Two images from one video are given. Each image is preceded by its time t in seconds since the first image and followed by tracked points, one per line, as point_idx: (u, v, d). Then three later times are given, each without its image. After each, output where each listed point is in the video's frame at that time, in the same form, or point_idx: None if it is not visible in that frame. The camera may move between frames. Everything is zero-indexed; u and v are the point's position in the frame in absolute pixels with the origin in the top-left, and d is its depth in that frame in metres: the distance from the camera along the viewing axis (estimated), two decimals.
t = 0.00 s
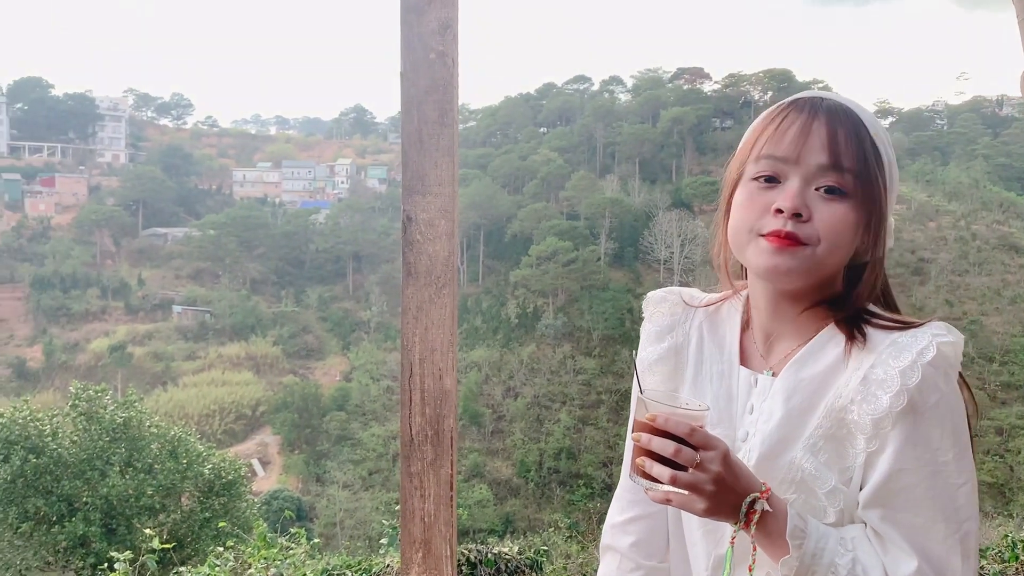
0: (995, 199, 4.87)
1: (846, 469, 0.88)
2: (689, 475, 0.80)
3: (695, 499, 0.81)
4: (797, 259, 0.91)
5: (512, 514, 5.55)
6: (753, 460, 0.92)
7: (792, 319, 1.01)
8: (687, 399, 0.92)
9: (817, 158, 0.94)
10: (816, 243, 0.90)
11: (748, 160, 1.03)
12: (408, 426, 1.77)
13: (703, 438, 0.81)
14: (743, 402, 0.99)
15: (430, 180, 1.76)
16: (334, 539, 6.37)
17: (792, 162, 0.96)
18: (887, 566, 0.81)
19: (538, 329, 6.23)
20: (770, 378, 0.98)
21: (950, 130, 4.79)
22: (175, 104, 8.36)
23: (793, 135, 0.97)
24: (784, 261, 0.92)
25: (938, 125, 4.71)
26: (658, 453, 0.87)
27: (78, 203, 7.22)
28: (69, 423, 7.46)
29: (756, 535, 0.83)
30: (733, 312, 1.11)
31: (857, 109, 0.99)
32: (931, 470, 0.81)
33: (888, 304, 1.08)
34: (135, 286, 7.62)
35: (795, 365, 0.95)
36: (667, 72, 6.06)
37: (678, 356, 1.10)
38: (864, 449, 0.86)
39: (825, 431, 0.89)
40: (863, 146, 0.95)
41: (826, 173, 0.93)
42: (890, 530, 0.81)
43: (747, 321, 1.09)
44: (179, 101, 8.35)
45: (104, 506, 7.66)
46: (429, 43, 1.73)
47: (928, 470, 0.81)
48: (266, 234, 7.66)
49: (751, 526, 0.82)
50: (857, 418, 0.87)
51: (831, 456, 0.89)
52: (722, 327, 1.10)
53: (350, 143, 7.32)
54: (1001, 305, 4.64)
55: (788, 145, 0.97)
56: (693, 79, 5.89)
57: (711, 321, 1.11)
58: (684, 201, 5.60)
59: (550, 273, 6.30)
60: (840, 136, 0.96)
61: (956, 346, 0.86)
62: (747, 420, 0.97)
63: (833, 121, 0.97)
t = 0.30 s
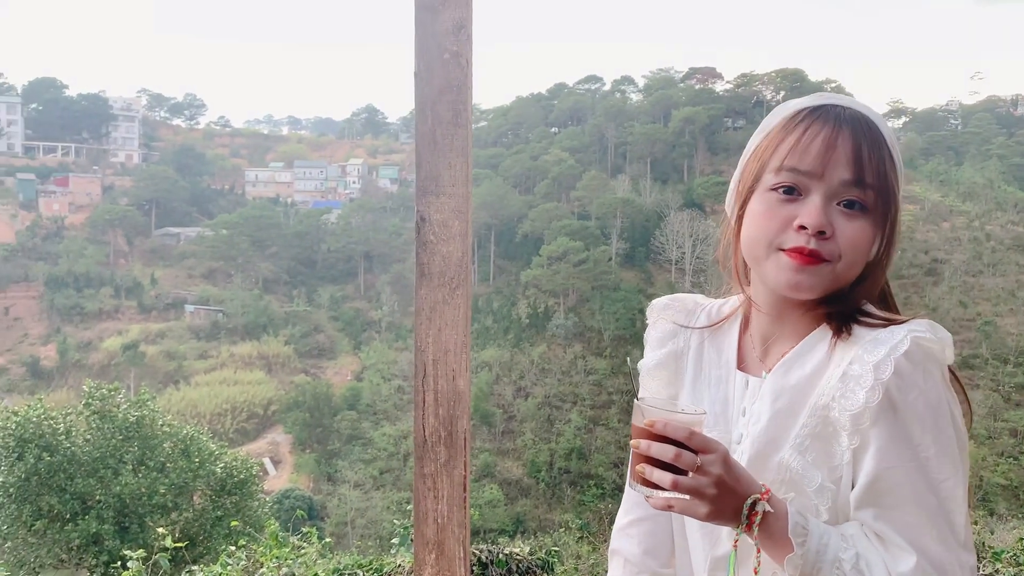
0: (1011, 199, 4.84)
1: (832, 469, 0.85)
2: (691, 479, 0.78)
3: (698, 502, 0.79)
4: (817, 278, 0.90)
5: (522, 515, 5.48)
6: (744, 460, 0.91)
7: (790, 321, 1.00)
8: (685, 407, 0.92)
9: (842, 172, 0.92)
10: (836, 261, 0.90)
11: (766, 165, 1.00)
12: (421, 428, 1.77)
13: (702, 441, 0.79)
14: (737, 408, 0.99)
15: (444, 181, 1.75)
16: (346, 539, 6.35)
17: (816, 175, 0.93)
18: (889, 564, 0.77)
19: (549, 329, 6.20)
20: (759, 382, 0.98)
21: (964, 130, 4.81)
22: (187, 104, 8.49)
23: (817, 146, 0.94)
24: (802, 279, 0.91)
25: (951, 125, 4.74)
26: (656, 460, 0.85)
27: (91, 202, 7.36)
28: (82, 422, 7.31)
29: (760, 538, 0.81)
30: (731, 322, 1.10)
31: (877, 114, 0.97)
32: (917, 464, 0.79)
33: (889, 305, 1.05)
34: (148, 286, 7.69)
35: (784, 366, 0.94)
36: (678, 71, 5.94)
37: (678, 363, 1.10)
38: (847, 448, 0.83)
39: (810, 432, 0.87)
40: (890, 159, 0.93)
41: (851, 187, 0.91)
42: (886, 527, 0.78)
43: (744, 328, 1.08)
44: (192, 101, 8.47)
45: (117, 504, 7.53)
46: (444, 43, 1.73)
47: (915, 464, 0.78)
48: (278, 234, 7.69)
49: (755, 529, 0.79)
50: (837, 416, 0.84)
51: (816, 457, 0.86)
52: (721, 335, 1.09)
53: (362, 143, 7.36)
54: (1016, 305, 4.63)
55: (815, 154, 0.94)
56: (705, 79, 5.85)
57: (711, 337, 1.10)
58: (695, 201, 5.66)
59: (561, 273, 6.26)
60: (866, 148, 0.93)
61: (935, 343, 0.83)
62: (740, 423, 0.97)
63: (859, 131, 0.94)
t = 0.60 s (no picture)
0: None
1: (829, 473, 0.85)
2: (696, 487, 0.79)
3: (701, 511, 0.79)
4: (830, 291, 0.90)
5: (533, 516, 5.50)
6: (747, 463, 0.92)
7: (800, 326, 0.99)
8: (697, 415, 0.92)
9: (856, 184, 0.91)
10: (851, 273, 0.90)
11: (777, 176, 0.99)
12: (434, 429, 1.76)
13: (708, 448, 0.79)
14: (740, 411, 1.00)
15: (457, 182, 1.75)
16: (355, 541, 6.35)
17: (828, 187, 0.92)
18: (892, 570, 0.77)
19: (559, 329, 6.26)
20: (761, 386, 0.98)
21: (978, 130, 4.79)
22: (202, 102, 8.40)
23: (831, 158, 0.93)
24: (816, 290, 0.91)
25: (965, 125, 4.71)
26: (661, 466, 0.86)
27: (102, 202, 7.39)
28: (94, 422, 7.71)
29: (762, 545, 0.81)
30: (742, 328, 1.09)
31: (886, 122, 0.96)
32: (916, 470, 0.78)
33: (899, 308, 1.03)
34: (158, 286, 7.75)
35: (786, 371, 0.94)
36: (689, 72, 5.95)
37: (688, 367, 1.10)
38: (847, 453, 0.83)
39: (809, 437, 0.87)
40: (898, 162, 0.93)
41: (863, 199, 0.90)
42: (887, 533, 0.78)
43: (754, 331, 1.07)
44: (203, 102, 8.39)
45: (129, 503, 7.97)
46: (457, 44, 1.72)
47: (913, 470, 0.78)
48: (288, 234, 7.61)
49: (758, 536, 0.80)
50: (835, 421, 0.84)
51: (815, 461, 0.86)
52: (731, 340, 1.08)
53: (372, 143, 7.15)
54: None
55: (827, 167, 0.93)
56: (717, 79, 5.87)
57: (721, 342, 1.09)
58: (707, 202, 5.60)
59: (571, 274, 6.23)
60: (879, 158, 0.92)
61: (931, 349, 0.83)
62: (744, 427, 0.97)
63: (871, 142, 0.93)
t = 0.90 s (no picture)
0: None
1: (846, 477, 0.76)
2: (712, 490, 0.71)
3: (718, 514, 0.71)
4: (846, 302, 0.83)
5: (544, 517, 5.65)
6: (761, 466, 0.85)
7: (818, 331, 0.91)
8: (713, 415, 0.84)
9: (872, 186, 0.83)
10: (868, 280, 0.82)
11: (790, 182, 0.92)
12: (448, 432, 1.76)
13: (724, 452, 0.71)
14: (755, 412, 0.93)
15: (471, 184, 1.74)
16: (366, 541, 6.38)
17: (842, 192, 0.85)
18: None
19: (570, 330, 6.25)
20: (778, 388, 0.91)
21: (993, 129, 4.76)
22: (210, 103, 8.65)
23: (845, 162, 0.85)
24: (832, 302, 0.84)
25: (978, 125, 4.69)
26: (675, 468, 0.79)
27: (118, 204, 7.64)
28: (105, 421, 7.30)
29: (778, 550, 0.73)
30: (759, 331, 1.01)
31: (906, 120, 0.88)
32: (933, 475, 0.70)
33: (921, 313, 0.95)
34: (171, 286, 8.04)
35: (803, 375, 0.85)
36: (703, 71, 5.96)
37: (704, 373, 1.03)
38: (863, 456, 0.74)
39: (824, 440, 0.79)
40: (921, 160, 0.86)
41: (881, 203, 0.83)
42: (904, 541, 0.70)
43: (770, 334, 1.00)
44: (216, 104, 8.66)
45: (141, 504, 7.52)
46: (470, 46, 1.71)
47: (934, 478, 0.70)
48: (300, 235, 7.77)
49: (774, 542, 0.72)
50: (852, 424, 0.76)
51: (832, 464, 0.77)
52: (748, 343, 1.01)
53: (383, 143, 7.31)
54: None
55: (842, 172, 0.85)
56: (728, 79, 5.82)
57: (738, 347, 1.02)
58: (718, 202, 5.53)
59: (582, 274, 6.27)
60: (897, 159, 0.84)
61: (957, 355, 0.74)
62: (759, 430, 0.90)
63: (889, 142, 0.85)
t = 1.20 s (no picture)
0: None
1: (885, 478, 0.76)
2: (746, 481, 0.70)
3: (751, 505, 0.70)
4: (870, 299, 0.82)
5: (554, 520, 5.51)
6: (798, 459, 0.82)
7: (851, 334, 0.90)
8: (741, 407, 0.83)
9: (885, 181, 0.83)
10: (890, 276, 0.81)
11: (806, 185, 0.92)
12: (461, 435, 1.76)
13: (759, 443, 0.70)
14: (789, 409, 0.91)
15: (483, 185, 1.73)
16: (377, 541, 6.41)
17: (853, 190, 0.85)
18: None
19: (580, 332, 6.26)
20: (815, 387, 0.89)
21: (1006, 130, 4.68)
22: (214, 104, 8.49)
23: (855, 160, 0.86)
24: (854, 300, 0.83)
25: (992, 126, 4.58)
26: (706, 459, 0.77)
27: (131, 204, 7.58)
28: (118, 422, 7.69)
29: (810, 545, 0.73)
30: (788, 332, 1.00)
31: (918, 114, 0.88)
32: (980, 480, 0.70)
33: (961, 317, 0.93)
34: (184, 288, 7.94)
35: (842, 372, 0.84)
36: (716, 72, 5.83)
37: (732, 374, 1.00)
38: (906, 457, 0.74)
39: (868, 438, 0.78)
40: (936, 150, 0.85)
41: (895, 198, 0.83)
42: (942, 542, 0.70)
43: (802, 335, 0.98)
44: (228, 107, 8.42)
45: (154, 504, 7.95)
46: (484, 48, 1.71)
47: (981, 482, 0.70)
48: (312, 237, 7.70)
49: (806, 536, 0.71)
50: (899, 424, 0.75)
51: (872, 465, 0.77)
52: (776, 345, 1.00)
53: (394, 146, 7.16)
54: None
55: (854, 169, 0.85)
56: (740, 80, 5.80)
57: (767, 349, 1.00)
58: (730, 204, 5.59)
59: (592, 275, 6.24)
60: (908, 152, 0.84)
61: (1009, 359, 0.75)
62: (792, 428, 0.88)
63: (897, 136, 0.85)
